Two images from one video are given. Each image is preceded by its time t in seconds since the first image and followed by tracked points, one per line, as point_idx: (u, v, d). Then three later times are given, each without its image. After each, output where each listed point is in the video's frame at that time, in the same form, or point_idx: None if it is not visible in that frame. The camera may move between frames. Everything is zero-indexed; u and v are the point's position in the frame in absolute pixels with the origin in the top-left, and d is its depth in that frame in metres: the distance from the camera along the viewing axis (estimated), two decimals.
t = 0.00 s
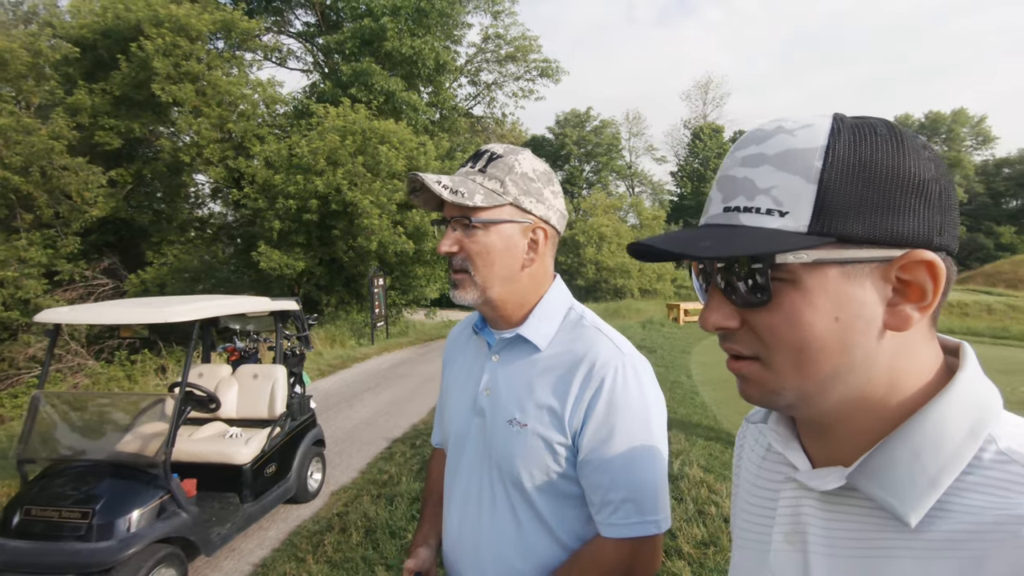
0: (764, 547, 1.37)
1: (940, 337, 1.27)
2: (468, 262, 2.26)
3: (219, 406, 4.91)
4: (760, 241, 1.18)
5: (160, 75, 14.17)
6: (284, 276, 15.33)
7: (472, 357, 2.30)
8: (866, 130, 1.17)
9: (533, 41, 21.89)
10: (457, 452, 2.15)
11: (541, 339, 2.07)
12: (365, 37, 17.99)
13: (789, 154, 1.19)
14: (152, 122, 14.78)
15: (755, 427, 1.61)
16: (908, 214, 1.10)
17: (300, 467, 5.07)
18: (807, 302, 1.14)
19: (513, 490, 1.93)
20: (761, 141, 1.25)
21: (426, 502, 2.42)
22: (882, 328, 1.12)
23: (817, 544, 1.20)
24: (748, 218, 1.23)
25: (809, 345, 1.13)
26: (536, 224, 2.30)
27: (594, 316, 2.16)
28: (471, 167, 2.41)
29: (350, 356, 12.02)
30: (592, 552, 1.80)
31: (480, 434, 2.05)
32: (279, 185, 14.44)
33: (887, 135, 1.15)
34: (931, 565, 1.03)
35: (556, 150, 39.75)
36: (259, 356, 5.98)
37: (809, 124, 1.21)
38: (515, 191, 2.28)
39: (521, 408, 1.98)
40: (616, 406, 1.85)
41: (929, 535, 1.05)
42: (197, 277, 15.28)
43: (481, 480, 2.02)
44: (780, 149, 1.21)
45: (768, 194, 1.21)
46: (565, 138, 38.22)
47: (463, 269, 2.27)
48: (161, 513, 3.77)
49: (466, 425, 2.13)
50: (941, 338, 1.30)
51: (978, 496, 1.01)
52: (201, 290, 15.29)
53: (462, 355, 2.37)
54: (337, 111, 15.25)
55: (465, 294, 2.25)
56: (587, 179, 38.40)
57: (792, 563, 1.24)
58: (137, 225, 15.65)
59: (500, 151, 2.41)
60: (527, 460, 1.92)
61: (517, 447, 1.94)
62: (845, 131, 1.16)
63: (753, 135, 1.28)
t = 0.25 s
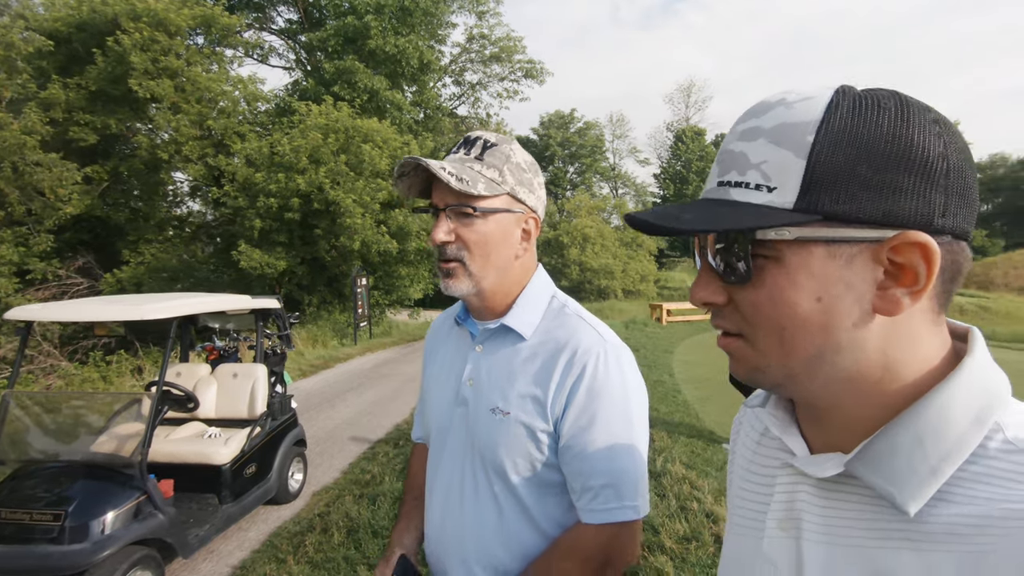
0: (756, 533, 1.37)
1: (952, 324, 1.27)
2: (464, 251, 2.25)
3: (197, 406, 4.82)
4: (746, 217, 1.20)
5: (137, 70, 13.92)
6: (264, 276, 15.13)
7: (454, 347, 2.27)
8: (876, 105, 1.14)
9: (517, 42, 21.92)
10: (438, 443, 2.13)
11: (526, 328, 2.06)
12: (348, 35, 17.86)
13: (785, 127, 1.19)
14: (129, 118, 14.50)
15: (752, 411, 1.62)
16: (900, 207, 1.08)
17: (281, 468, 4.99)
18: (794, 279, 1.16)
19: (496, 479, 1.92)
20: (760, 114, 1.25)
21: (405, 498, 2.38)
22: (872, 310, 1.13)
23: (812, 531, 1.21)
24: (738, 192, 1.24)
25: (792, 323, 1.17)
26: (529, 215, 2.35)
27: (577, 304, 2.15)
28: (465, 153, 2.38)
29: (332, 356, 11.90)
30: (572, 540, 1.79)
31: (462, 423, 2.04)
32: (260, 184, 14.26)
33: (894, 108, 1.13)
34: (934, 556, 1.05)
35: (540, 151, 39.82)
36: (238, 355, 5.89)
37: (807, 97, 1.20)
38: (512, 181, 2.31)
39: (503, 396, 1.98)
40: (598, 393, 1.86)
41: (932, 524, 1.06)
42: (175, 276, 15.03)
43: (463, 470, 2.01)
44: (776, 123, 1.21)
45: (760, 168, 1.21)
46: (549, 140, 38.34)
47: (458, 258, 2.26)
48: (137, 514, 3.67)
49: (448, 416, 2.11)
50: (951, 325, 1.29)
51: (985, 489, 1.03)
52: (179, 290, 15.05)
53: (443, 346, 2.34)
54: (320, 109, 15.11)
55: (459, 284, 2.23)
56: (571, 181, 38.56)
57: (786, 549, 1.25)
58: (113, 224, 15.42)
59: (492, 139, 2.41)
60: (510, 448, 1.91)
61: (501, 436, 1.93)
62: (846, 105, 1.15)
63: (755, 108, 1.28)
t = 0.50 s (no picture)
0: (723, 532, 1.35)
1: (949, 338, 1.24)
2: (446, 258, 2.18)
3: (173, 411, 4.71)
4: (725, 209, 1.18)
5: (114, 66, 13.64)
6: (246, 276, 14.93)
7: (428, 356, 2.22)
8: (863, 99, 1.09)
9: (502, 42, 21.86)
10: (412, 455, 2.08)
11: (504, 336, 2.02)
12: (331, 32, 17.69)
13: (778, 115, 1.15)
14: (105, 115, 14.21)
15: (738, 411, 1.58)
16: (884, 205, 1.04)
17: (261, 472, 4.89)
18: (768, 279, 1.14)
19: (471, 493, 1.89)
20: (756, 101, 1.21)
21: (375, 511, 2.34)
22: (848, 312, 1.10)
23: (782, 534, 1.18)
24: (722, 182, 1.21)
25: (767, 331, 1.15)
26: (510, 222, 2.32)
27: (556, 310, 2.13)
28: (446, 155, 2.28)
29: (315, 357, 11.76)
30: (547, 556, 1.77)
31: (437, 436, 1.99)
32: (241, 182, 14.05)
33: (891, 101, 1.09)
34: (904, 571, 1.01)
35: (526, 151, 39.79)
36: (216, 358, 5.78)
37: (799, 89, 1.16)
38: (495, 186, 2.27)
39: (480, 407, 1.93)
40: (575, 403, 1.83)
41: (904, 535, 1.02)
42: (154, 277, 14.76)
43: (436, 484, 1.97)
44: (770, 110, 1.17)
45: (746, 157, 1.18)
46: (535, 139, 38.35)
47: (439, 266, 2.19)
48: (109, 523, 3.55)
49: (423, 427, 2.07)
50: (946, 336, 1.26)
51: (963, 503, 0.99)
52: (158, 290, 14.80)
53: (416, 354, 2.29)
54: (302, 108, 14.92)
55: (439, 293, 2.15)
56: (556, 181, 38.62)
57: (752, 550, 1.22)
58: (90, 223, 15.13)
59: (473, 141, 2.35)
60: (486, 461, 1.87)
61: (476, 448, 1.89)
62: (828, 101, 1.11)
63: (756, 94, 1.24)
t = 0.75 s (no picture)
0: (715, 538, 1.33)
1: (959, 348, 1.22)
2: (435, 257, 2.13)
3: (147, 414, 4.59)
4: (720, 208, 1.16)
5: (85, 59, 13.29)
6: (224, 275, 14.67)
7: (410, 357, 2.17)
8: (867, 96, 1.05)
9: (485, 39, 21.77)
10: (394, 463, 2.02)
11: (492, 338, 1.98)
12: (311, 27, 17.46)
13: (778, 110, 1.12)
14: (77, 109, 13.85)
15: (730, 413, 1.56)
16: (878, 211, 1.01)
17: (239, 475, 4.78)
18: (755, 281, 1.13)
19: (457, 501, 1.84)
20: (757, 97, 1.19)
21: (354, 517, 2.30)
22: (837, 317, 1.08)
23: (782, 543, 1.16)
24: (719, 178, 1.19)
25: (763, 335, 1.14)
26: (500, 220, 2.28)
27: (544, 311, 2.09)
28: (438, 147, 2.21)
29: (296, 357, 11.60)
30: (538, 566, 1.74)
31: (420, 443, 1.94)
32: (218, 179, 13.79)
33: (899, 95, 1.03)
34: None
35: (509, 149, 39.74)
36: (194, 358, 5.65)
37: (803, 84, 1.12)
38: (487, 183, 2.22)
39: (465, 413, 1.89)
40: (565, 408, 1.79)
41: (911, 549, 1.00)
42: (128, 276, 14.43)
43: (421, 491, 1.92)
44: (770, 106, 1.14)
45: (743, 152, 1.15)
46: (518, 137, 38.33)
47: (428, 264, 2.13)
48: (80, 530, 3.43)
49: (405, 433, 2.01)
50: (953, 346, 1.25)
51: (971, 517, 0.97)
52: (132, 289, 14.50)
53: (397, 355, 2.24)
54: (281, 103, 14.69)
55: (427, 292, 2.10)
56: (539, 179, 38.65)
57: (747, 557, 1.20)
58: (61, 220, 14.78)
59: (464, 134, 2.27)
60: (473, 468, 1.83)
61: (462, 455, 1.84)
62: (829, 99, 1.07)
63: (759, 89, 1.21)
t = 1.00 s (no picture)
0: (692, 534, 1.32)
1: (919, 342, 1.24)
2: (422, 257, 2.11)
3: (122, 414, 4.49)
4: (696, 205, 1.16)
5: (55, 50, 12.96)
6: (201, 272, 14.41)
7: (393, 357, 2.14)
8: (830, 97, 1.06)
9: (468, 36, 21.69)
10: (376, 463, 1.99)
11: (475, 337, 1.96)
12: (291, 21, 17.22)
13: (748, 112, 1.13)
14: (47, 102, 13.50)
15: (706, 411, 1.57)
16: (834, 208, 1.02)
17: (218, 476, 4.69)
18: (730, 276, 1.14)
19: (439, 499, 1.82)
20: (729, 99, 1.19)
21: (334, 518, 2.27)
22: (803, 313, 1.09)
23: (755, 537, 1.15)
24: (692, 176, 1.20)
25: (733, 331, 1.15)
26: (486, 221, 2.27)
27: (527, 310, 2.08)
28: (425, 143, 2.18)
29: (276, 356, 11.44)
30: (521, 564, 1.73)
31: (403, 443, 1.92)
32: (195, 175, 13.53)
33: (860, 99, 1.05)
34: None
35: (491, 147, 39.67)
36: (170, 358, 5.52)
37: (775, 84, 1.13)
38: (474, 183, 2.21)
39: (448, 411, 1.87)
40: (549, 407, 1.78)
41: (881, 539, 1.00)
42: (101, 274, 14.10)
43: (402, 490, 1.90)
44: (740, 107, 1.15)
45: (716, 152, 1.15)
46: (500, 136, 38.28)
47: (415, 264, 2.10)
48: (51, 535, 3.33)
49: (388, 433, 1.99)
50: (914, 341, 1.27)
51: (935, 507, 0.98)
52: (106, 287, 14.10)
53: (378, 354, 2.21)
54: (260, 98, 14.45)
55: (413, 293, 2.07)
56: (522, 178, 38.65)
57: (722, 553, 1.19)
58: (30, 215, 14.45)
59: (451, 133, 2.25)
60: (456, 466, 1.81)
61: (445, 454, 1.82)
62: (796, 98, 1.08)
63: (732, 90, 1.22)
